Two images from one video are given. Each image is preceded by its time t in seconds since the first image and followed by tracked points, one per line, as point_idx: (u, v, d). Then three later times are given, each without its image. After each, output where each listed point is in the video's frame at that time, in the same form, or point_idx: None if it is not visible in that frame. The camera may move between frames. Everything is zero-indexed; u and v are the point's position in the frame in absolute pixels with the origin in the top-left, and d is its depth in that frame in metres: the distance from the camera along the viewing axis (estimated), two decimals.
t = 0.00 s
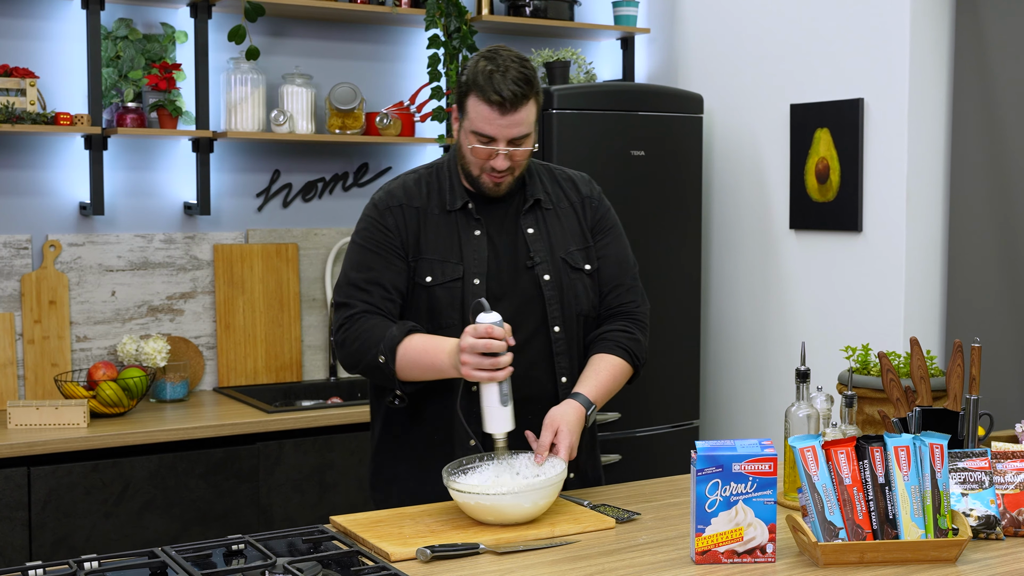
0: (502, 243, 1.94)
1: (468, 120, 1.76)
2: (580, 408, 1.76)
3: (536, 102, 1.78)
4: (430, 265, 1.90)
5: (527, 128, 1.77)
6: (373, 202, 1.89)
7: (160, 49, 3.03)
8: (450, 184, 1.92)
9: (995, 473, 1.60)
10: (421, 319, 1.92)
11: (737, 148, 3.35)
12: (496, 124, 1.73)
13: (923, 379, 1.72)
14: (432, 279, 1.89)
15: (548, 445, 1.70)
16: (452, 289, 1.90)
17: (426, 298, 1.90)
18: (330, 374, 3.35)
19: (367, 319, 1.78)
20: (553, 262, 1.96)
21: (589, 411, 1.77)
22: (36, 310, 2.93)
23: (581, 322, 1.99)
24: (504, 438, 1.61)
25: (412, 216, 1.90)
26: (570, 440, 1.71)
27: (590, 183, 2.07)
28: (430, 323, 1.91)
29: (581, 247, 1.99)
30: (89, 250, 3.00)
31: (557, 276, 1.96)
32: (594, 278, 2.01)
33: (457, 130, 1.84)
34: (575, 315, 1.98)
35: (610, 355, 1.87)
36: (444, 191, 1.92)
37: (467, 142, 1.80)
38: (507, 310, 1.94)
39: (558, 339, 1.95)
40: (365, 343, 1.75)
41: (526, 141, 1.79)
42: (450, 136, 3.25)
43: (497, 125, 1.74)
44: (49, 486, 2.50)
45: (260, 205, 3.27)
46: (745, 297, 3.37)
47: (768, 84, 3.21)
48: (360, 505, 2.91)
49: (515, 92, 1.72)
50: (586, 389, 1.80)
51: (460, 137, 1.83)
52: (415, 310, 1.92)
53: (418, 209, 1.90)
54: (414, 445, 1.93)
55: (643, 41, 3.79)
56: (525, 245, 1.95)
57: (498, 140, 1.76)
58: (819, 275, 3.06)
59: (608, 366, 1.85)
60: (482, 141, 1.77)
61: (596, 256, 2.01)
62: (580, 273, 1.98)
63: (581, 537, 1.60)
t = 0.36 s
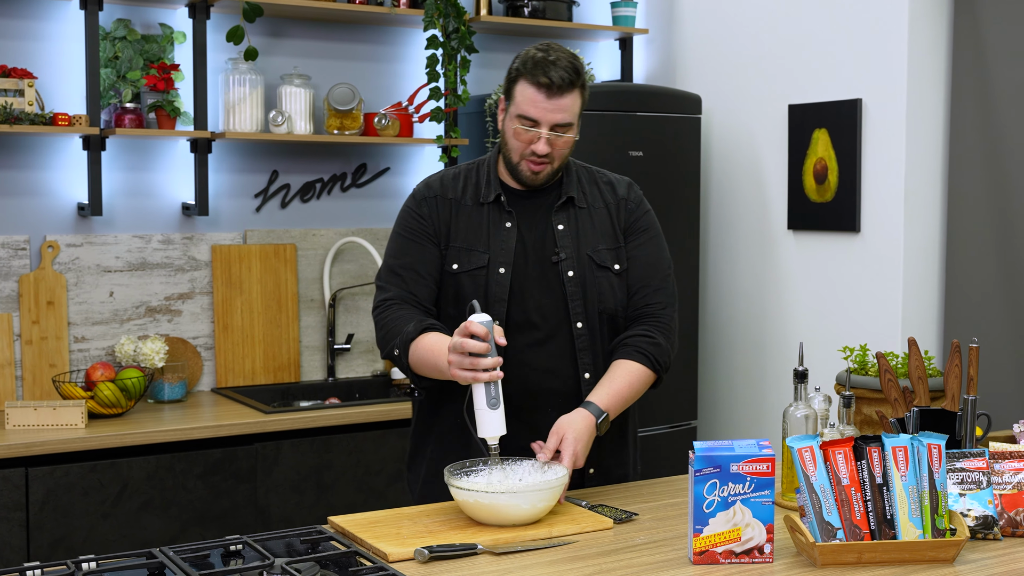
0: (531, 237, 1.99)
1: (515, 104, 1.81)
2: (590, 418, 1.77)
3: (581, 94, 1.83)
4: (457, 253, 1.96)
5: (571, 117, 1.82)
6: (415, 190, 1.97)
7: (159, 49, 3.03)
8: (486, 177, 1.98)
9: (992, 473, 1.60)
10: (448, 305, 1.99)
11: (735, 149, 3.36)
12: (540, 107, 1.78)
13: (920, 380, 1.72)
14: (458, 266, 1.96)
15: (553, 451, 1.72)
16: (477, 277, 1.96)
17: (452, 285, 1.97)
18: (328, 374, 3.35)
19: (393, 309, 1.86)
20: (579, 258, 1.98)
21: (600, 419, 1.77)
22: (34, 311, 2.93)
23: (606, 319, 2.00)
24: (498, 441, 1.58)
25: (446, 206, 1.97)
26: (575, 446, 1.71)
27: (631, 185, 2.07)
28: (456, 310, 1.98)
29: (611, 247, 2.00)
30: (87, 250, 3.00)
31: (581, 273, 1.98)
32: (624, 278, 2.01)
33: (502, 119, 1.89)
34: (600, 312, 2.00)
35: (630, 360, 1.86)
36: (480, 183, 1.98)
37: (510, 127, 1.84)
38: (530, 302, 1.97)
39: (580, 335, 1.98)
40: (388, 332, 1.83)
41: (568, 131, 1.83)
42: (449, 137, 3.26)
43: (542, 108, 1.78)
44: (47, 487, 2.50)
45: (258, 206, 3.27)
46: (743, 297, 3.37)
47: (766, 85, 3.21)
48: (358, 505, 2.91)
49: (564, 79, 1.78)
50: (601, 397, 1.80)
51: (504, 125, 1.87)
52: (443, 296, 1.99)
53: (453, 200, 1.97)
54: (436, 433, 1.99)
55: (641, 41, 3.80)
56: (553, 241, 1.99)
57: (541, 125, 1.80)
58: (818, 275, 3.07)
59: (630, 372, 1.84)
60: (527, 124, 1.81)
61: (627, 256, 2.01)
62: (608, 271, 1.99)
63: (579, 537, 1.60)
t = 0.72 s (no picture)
0: (538, 233, 2.00)
1: (543, 100, 1.83)
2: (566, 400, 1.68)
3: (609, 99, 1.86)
4: (464, 243, 2.00)
5: (597, 120, 1.84)
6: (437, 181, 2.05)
7: (156, 51, 3.04)
8: (503, 172, 2.02)
9: (989, 474, 1.60)
10: (453, 296, 2.02)
11: (732, 150, 3.36)
12: (569, 106, 1.80)
13: (917, 380, 1.72)
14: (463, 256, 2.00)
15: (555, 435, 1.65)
16: (480, 268, 1.99)
17: (457, 275, 2.01)
18: (325, 375, 3.35)
19: (398, 286, 1.89)
20: (581, 259, 1.98)
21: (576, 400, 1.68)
22: (31, 312, 2.92)
23: (605, 321, 2.00)
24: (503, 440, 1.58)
25: (461, 197, 2.02)
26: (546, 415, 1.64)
27: (646, 194, 2.03)
28: (459, 300, 2.02)
29: (616, 251, 1.98)
30: (84, 251, 3.00)
31: (581, 273, 1.98)
32: (627, 282, 1.98)
33: (527, 117, 1.91)
34: (597, 314, 1.99)
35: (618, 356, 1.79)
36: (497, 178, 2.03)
37: (535, 123, 1.86)
38: (529, 297, 1.99)
39: (575, 335, 1.98)
40: (389, 309, 1.86)
41: (591, 133, 1.85)
42: (446, 138, 3.26)
43: (570, 107, 1.81)
44: (44, 489, 2.50)
45: (255, 207, 3.27)
46: (741, 298, 3.38)
47: (763, 86, 3.22)
48: (355, 506, 2.91)
49: (595, 82, 1.81)
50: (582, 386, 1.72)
51: (529, 121, 1.89)
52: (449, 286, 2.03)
53: (468, 192, 2.02)
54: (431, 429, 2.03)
55: (638, 43, 3.80)
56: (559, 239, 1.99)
57: (567, 123, 1.82)
58: (816, 275, 3.07)
59: (615, 373, 1.76)
60: (553, 122, 1.83)
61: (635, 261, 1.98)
62: (609, 274, 1.97)
63: (576, 538, 1.60)
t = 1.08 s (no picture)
0: (519, 232, 2.00)
1: (506, 93, 1.85)
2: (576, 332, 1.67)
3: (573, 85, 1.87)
4: (444, 246, 2.00)
5: (562, 106, 1.85)
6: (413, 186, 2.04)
7: (153, 52, 3.04)
8: (482, 173, 2.02)
9: (985, 474, 1.61)
10: (433, 300, 2.01)
11: (729, 151, 3.37)
12: (531, 94, 1.82)
13: (914, 381, 1.70)
14: (443, 259, 1.99)
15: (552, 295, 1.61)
16: (460, 270, 1.99)
17: (438, 278, 2.00)
18: (323, 377, 3.35)
19: (386, 296, 1.89)
20: (564, 257, 1.99)
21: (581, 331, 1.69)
22: (28, 314, 2.92)
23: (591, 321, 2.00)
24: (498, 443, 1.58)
25: (439, 201, 2.02)
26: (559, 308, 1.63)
27: (629, 193, 2.07)
28: (440, 304, 2.00)
29: (600, 249, 2.00)
30: (81, 253, 3.00)
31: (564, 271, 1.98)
32: (611, 281, 2.00)
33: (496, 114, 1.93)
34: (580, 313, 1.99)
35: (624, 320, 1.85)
36: (475, 180, 2.03)
37: (502, 117, 1.88)
38: (512, 298, 1.98)
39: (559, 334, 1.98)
40: (378, 320, 1.85)
41: (558, 120, 1.86)
42: (443, 139, 3.26)
43: (531, 95, 1.82)
44: (41, 490, 2.50)
45: (253, 208, 3.27)
46: (738, 299, 3.38)
47: (759, 88, 3.22)
48: (352, 508, 2.91)
49: (553, 68, 1.83)
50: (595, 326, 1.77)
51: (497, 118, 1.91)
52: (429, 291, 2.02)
53: (446, 196, 2.02)
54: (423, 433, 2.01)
55: (635, 44, 3.80)
56: (540, 238, 2.00)
57: (531, 112, 1.83)
58: (812, 276, 3.08)
59: (622, 327, 1.81)
60: (518, 113, 1.84)
61: (618, 259, 2.01)
62: (594, 272, 1.99)
63: (573, 539, 1.60)
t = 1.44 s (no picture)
0: (474, 236, 1.96)
1: (422, 81, 1.84)
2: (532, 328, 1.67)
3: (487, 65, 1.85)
4: (402, 263, 1.93)
5: (479, 80, 1.82)
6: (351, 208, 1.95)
7: (150, 53, 3.04)
8: (422, 181, 1.95)
9: (982, 475, 1.61)
10: (396, 318, 1.95)
11: (726, 152, 3.37)
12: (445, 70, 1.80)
13: (910, 381, 1.68)
14: (404, 277, 1.93)
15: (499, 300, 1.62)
16: (424, 285, 1.93)
17: (400, 296, 1.94)
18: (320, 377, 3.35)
19: (349, 330, 1.82)
20: (527, 252, 1.97)
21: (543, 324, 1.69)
22: (26, 315, 2.92)
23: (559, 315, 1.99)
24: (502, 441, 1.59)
25: (384, 219, 1.95)
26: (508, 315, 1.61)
27: (570, 177, 2.07)
28: (408, 322, 1.95)
29: (557, 239, 2.00)
30: (79, 254, 3.00)
31: (529, 266, 1.97)
32: (571, 269, 2.00)
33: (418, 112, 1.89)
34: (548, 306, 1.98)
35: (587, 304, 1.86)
36: (415, 188, 1.95)
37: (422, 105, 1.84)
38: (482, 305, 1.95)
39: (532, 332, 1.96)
40: (347, 359, 1.78)
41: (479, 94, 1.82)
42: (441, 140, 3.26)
43: (446, 73, 1.81)
44: (38, 491, 2.49)
45: (250, 209, 3.27)
46: (734, 300, 3.39)
47: (756, 89, 3.23)
48: (350, 509, 2.91)
49: (463, 46, 1.83)
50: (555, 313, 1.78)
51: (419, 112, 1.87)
52: (392, 310, 1.95)
53: (390, 211, 1.95)
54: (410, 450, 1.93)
55: (632, 45, 3.81)
56: (497, 237, 1.96)
57: (449, 87, 1.80)
58: (809, 277, 3.08)
59: (584, 313, 1.82)
60: (436, 92, 1.81)
61: (574, 246, 2.01)
62: (556, 263, 1.99)
63: (570, 540, 1.60)
